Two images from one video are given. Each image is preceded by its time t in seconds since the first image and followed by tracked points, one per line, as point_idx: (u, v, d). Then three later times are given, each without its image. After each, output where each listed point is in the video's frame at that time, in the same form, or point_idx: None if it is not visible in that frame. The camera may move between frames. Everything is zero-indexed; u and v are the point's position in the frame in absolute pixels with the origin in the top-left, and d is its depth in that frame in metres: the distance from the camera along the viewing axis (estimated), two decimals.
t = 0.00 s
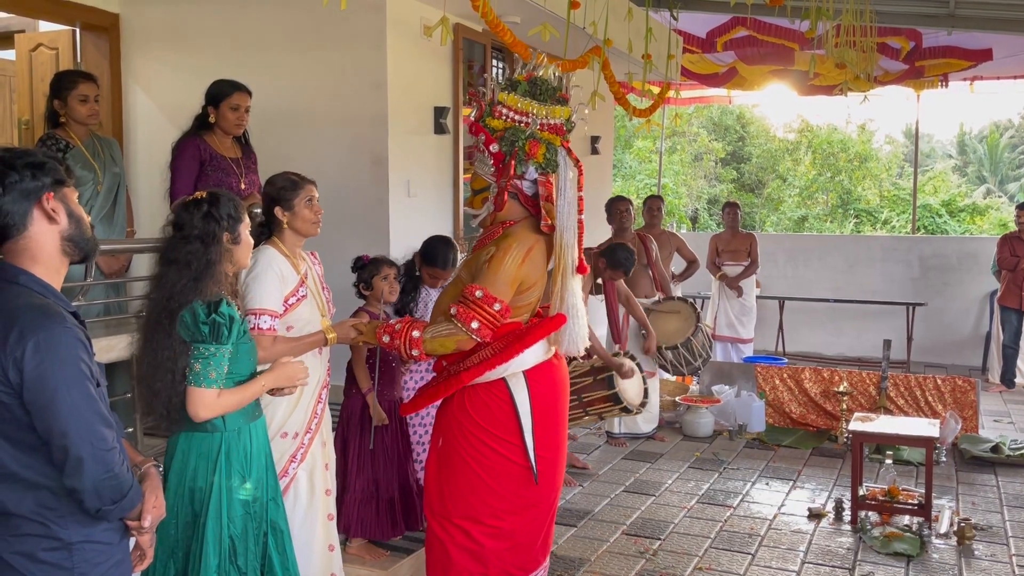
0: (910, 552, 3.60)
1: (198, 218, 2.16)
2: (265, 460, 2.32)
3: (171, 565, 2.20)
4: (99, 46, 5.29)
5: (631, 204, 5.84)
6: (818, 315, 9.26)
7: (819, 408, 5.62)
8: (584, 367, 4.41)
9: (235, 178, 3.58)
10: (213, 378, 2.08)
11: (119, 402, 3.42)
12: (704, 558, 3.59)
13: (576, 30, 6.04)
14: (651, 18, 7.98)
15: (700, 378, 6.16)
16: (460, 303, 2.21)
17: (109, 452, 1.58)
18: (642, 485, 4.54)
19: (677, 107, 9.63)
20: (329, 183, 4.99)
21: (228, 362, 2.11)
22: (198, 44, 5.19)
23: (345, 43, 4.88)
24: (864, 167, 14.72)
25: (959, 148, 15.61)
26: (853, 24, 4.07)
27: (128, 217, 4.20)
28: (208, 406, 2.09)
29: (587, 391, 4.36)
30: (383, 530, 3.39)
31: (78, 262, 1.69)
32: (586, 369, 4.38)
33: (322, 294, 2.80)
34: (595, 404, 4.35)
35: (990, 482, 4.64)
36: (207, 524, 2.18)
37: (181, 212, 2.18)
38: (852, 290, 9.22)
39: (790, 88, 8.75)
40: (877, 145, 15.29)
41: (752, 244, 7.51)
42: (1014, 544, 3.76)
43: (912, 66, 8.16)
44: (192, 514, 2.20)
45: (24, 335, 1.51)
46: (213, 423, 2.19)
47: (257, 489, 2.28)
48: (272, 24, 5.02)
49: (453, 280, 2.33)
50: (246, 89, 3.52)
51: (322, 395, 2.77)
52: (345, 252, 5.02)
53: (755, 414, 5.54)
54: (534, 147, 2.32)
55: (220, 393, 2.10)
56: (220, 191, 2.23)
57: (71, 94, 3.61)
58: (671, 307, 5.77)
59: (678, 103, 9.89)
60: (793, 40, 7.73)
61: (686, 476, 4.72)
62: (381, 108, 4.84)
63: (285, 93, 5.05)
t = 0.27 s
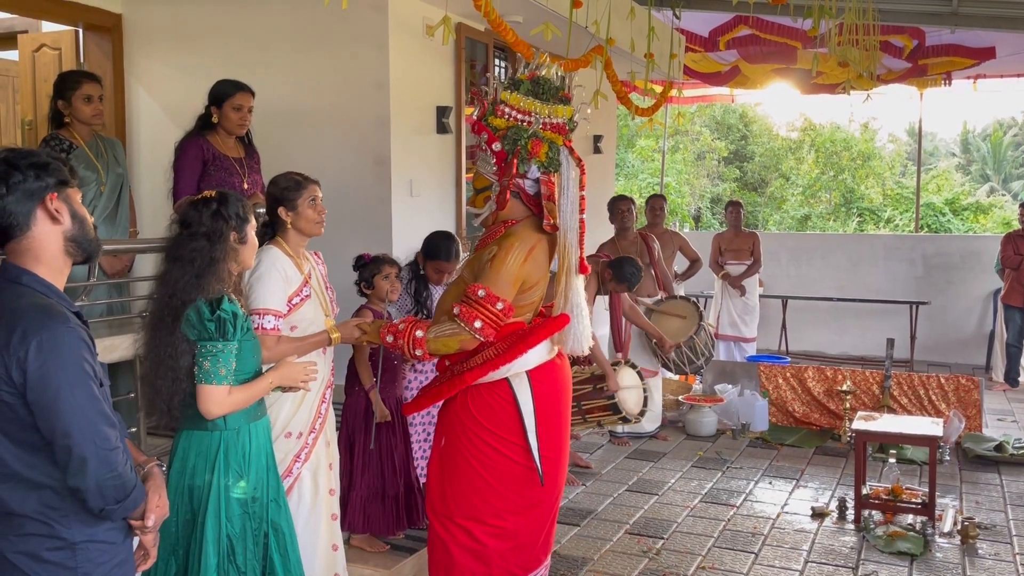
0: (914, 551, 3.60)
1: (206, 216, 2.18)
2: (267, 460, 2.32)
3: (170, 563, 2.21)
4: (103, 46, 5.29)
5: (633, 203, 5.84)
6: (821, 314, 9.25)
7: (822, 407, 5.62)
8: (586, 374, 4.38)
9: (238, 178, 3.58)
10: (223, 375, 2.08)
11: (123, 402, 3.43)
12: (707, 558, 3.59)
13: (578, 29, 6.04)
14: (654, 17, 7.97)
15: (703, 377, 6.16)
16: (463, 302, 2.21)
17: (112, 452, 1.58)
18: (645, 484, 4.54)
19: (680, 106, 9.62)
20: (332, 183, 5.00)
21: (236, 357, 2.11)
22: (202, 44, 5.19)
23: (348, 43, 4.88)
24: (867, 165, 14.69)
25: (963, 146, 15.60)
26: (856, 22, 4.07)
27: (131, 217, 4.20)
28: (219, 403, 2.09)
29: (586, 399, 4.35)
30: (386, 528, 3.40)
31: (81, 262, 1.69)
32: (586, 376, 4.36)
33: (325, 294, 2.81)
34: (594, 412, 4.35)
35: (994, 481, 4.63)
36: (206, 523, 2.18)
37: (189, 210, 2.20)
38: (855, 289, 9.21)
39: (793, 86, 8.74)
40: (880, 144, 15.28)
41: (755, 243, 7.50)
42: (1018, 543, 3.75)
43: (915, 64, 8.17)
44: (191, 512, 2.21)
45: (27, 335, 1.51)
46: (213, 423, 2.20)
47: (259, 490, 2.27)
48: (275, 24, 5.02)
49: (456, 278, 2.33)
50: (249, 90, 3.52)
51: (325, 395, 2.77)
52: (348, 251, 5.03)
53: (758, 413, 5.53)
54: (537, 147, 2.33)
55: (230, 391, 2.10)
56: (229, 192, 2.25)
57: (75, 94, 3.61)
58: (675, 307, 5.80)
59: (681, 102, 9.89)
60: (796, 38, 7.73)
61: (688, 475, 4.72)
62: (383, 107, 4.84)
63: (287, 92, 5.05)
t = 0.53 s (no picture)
0: (918, 549, 3.59)
1: (224, 216, 2.18)
2: (276, 457, 2.32)
3: (181, 560, 2.22)
4: (106, 46, 5.29)
5: (636, 203, 5.84)
6: (825, 313, 9.24)
7: (826, 405, 5.62)
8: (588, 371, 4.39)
9: (242, 177, 3.58)
10: (234, 373, 2.09)
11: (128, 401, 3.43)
12: (711, 557, 3.59)
13: (581, 27, 6.04)
14: (657, 16, 7.96)
15: (706, 376, 6.15)
16: (465, 301, 2.21)
17: (115, 451, 1.58)
18: (649, 483, 4.53)
19: (683, 104, 9.61)
20: (335, 183, 5.00)
21: (247, 357, 2.12)
22: (205, 44, 5.19)
23: (351, 42, 4.88)
24: (871, 164, 14.66)
25: (966, 144, 15.56)
26: (859, 20, 4.06)
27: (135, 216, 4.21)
28: (231, 402, 2.10)
29: (588, 396, 4.36)
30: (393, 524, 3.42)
31: (85, 262, 1.69)
32: (587, 373, 4.35)
33: (328, 293, 2.81)
34: (597, 408, 4.37)
35: (998, 480, 4.62)
36: (217, 521, 2.18)
37: (202, 210, 2.19)
38: (859, 287, 9.20)
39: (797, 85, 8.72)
40: (884, 142, 15.25)
41: (758, 242, 7.49)
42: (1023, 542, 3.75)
43: (919, 62, 8.14)
44: (202, 511, 2.21)
45: (31, 334, 1.52)
46: (225, 422, 2.20)
47: (268, 488, 2.28)
48: (278, 23, 5.02)
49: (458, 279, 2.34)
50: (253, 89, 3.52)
51: (330, 394, 2.77)
52: (351, 250, 5.03)
53: (761, 412, 5.52)
54: (534, 145, 2.31)
55: (241, 389, 2.12)
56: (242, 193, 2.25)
57: (79, 94, 3.61)
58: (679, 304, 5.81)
59: (684, 100, 9.88)
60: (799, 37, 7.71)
61: (692, 474, 4.72)
62: (386, 106, 4.84)
63: (291, 92, 5.05)
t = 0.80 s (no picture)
0: (923, 548, 3.59)
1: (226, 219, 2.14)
2: (288, 456, 2.33)
3: (195, 561, 2.20)
4: (110, 45, 5.30)
5: (639, 201, 5.83)
6: (829, 311, 9.23)
7: (830, 404, 5.61)
8: (594, 369, 4.39)
9: (245, 176, 3.58)
10: (260, 371, 2.10)
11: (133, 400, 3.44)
12: (715, 555, 3.58)
13: (584, 25, 6.03)
14: (660, 14, 7.96)
15: (710, 374, 6.14)
16: (466, 303, 2.21)
17: (120, 449, 1.58)
18: (653, 482, 4.53)
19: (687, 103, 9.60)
20: (339, 181, 5.00)
21: (269, 355, 2.13)
22: (209, 43, 5.20)
23: (355, 40, 4.88)
24: (875, 162, 14.64)
25: (971, 142, 15.52)
26: (863, 17, 4.05)
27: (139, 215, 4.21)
28: (258, 399, 2.11)
29: (592, 394, 4.34)
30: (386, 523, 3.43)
31: (89, 261, 1.69)
32: (592, 370, 4.37)
33: (330, 291, 2.81)
34: (602, 405, 4.33)
35: (1003, 478, 4.62)
36: (236, 518, 2.18)
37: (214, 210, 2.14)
38: (863, 286, 9.19)
39: (800, 83, 8.70)
40: (888, 140, 15.23)
41: (762, 240, 7.47)
42: None
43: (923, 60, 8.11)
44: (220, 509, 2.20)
45: (36, 333, 1.52)
46: (244, 421, 2.20)
47: (282, 487, 2.29)
48: (281, 21, 5.02)
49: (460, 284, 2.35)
50: (257, 89, 3.51)
51: (335, 393, 2.78)
52: (355, 249, 5.03)
53: (765, 411, 5.53)
54: (517, 143, 2.31)
55: (264, 387, 2.13)
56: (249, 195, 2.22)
57: (83, 93, 3.61)
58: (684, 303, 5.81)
59: (687, 99, 9.88)
60: (803, 35, 7.69)
61: (696, 472, 4.72)
62: (390, 105, 4.84)
63: (294, 90, 5.05)
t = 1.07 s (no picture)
0: (927, 546, 3.58)
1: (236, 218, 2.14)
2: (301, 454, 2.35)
3: (212, 559, 2.20)
4: (114, 45, 5.30)
5: (643, 200, 5.83)
6: (833, 310, 9.22)
7: (834, 403, 5.60)
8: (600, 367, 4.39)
9: (249, 175, 3.58)
10: (287, 368, 2.16)
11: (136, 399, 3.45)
12: (719, 554, 3.58)
13: (588, 24, 6.03)
14: (664, 12, 7.95)
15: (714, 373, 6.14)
16: (465, 308, 2.21)
17: (125, 448, 1.58)
18: (656, 481, 4.53)
19: (690, 101, 9.60)
20: (343, 180, 5.00)
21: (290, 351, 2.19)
22: (212, 42, 5.21)
23: (358, 39, 4.88)
24: (879, 160, 14.62)
25: (975, 141, 15.48)
26: (867, 16, 4.03)
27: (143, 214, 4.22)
28: (287, 396, 2.18)
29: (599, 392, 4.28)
30: (385, 521, 3.42)
31: (94, 260, 1.70)
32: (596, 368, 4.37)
33: (332, 290, 2.81)
34: (608, 403, 4.26)
35: (1007, 477, 4.61)
36: (256, 517, 2.19)
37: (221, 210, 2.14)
38: (867, 284, 9.18)
39: (804, 81, 8.67)
40: (892, 138, 15.20)
41: (766, 238, 7.43)
42: None
43: (927, 58, 8.09)
44: (239, 507, 2.20)
45: (40, 331, 1.52)
46: (265, 418, 2.22)
47: (298, 484, 2.30)
48: (285, 20, 5.03)
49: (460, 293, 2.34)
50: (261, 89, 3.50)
51: (339, 390, 2.79)
52: (359, 248, 5.03)
53: (769, 409, 5.55)
54: (468, 149, 2.29)
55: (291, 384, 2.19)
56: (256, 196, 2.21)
57: (86, 92, 3.61)
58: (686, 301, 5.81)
59: (691, 97, 9.87)
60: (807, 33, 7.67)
61: (700, 471, 4.71)
62: (393, 104, 4.84)
63: (298, 90, 5.06)
